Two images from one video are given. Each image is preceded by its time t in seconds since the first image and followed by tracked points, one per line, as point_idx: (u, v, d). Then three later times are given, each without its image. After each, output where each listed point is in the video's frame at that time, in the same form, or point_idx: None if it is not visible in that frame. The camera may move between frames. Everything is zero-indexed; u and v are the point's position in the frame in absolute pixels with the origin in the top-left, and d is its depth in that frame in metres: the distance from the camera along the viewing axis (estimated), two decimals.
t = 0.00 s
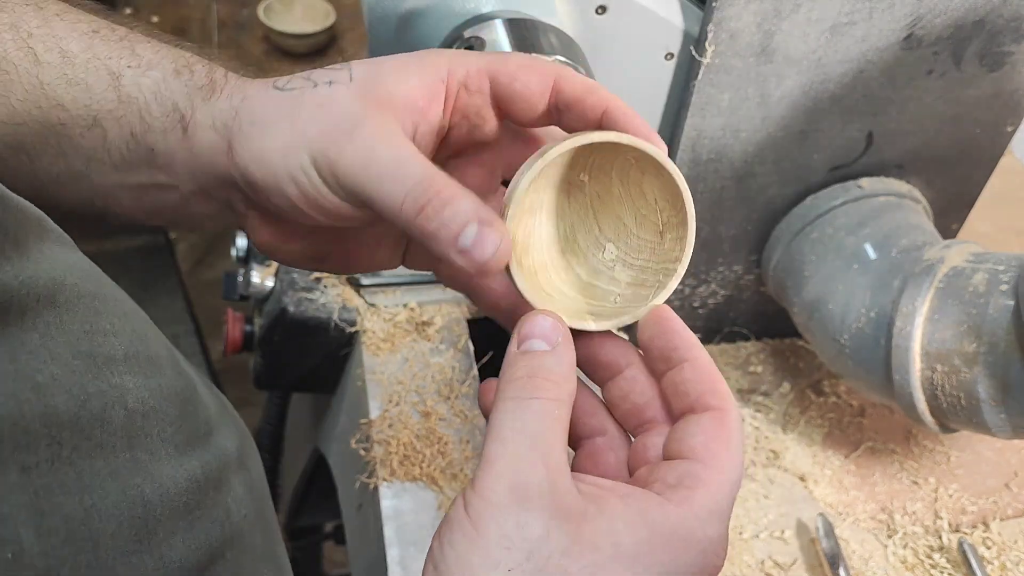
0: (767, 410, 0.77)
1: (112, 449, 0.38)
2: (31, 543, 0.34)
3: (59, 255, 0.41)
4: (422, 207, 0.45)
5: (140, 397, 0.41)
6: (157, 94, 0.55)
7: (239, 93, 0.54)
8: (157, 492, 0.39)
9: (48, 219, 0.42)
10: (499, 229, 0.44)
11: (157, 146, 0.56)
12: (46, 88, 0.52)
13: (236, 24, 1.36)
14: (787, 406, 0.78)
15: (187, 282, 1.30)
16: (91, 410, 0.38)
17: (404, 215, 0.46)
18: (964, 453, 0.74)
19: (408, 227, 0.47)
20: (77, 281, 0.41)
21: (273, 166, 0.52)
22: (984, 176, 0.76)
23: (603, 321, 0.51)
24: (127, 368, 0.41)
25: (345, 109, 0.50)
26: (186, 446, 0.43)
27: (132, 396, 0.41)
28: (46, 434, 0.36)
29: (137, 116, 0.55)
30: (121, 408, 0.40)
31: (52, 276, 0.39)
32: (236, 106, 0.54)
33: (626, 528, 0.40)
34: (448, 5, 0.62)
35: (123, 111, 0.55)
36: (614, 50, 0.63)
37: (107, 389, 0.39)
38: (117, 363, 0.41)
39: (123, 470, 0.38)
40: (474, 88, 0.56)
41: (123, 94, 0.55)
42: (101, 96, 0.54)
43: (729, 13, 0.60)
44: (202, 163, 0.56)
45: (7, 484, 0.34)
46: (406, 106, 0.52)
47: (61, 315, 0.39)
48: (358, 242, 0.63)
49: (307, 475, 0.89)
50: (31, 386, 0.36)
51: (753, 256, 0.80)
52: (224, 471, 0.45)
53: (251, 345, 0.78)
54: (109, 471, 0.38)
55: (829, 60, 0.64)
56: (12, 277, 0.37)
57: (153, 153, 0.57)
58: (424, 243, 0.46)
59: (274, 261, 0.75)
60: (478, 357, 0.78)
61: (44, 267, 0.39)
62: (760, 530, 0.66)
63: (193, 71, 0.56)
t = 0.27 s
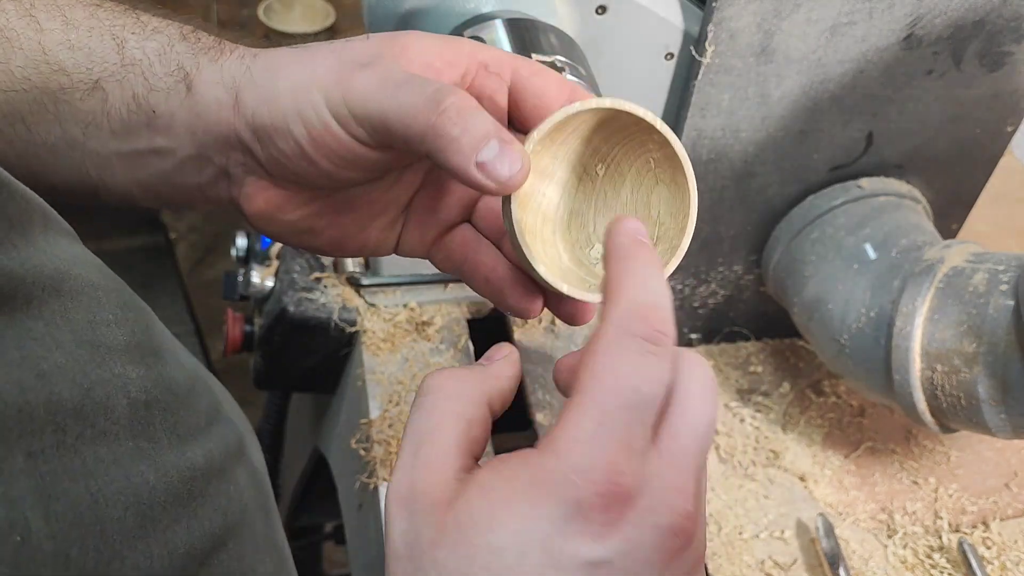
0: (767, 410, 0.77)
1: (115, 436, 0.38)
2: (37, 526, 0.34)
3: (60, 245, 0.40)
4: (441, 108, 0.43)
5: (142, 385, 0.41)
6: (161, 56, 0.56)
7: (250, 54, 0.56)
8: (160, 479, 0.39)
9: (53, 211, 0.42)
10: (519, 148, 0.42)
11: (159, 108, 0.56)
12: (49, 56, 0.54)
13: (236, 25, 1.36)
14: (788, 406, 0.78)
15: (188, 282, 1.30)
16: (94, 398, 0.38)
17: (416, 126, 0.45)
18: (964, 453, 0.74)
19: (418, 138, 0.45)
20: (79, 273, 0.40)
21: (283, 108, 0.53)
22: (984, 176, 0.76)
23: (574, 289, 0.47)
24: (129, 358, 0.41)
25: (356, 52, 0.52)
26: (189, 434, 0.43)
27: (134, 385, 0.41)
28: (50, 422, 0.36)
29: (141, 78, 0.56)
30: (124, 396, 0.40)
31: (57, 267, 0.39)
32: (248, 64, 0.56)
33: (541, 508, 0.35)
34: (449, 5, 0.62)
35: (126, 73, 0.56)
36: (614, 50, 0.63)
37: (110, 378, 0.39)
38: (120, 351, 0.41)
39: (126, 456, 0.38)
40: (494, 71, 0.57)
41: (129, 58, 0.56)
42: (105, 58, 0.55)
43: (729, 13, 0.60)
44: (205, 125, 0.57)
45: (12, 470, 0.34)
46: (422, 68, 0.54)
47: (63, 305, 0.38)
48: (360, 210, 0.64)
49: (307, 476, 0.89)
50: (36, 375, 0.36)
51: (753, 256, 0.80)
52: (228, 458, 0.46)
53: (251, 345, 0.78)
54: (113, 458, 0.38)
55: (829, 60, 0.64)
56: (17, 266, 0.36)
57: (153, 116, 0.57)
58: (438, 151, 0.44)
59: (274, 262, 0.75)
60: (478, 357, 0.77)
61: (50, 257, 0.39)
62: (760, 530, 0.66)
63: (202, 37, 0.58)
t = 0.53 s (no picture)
0: (767, 411, 0.77)
1: (116, 434, 0.38)
2: (38, 525, 0.34)
3: (62, 244, 0.40)
4: (428, 188, 0.44)
5: (144, 383, 0.41)
6: (155, 79, 0.55)
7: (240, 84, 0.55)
8: (161, 477, 0.39)
9: (53, 209, 0.42)
10: (505, 224, 0.42)
11: (154, 133, 0.56)
12: (45, 72, 0.52)
13: (236, 24, 1.36)
14: (788, 406, 0.78)
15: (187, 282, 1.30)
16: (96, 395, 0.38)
17: (405, 196, 0.46)
18: (964, 453, 0.74)
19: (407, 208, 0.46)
20: (79, 272, 0.41)
21: (276, 156, 0.53)
22: (984, 176, 0.76)
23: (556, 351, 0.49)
24: (132, 355, 0.41)
25: (350, 98, 0.51)
26: (191, 432, 0.43)
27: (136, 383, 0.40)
28: (52, 419, 0.35)
29: (134, 101, 0.55)
30: (125, 394, 0.39)
31: (57, 264, 0.39)
32: (238, 95, 0.54)
33: (500, 472, 0.41)
34: (449, 5, 0.62)
35: (120, 96, 0.54)
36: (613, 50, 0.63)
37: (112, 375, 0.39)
38: (122, 350, 0.41)
39: (127, 455, 0.38)
40: (482, 98, 0.57)
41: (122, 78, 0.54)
42: (99, 78, 0.54)
43: (729, 13, 0.60)
44: (201, 152, 0.56)
45: (13, 467, 0.34)
46: (413, 104, 0.54)
47: (64, 302, 0.39)
48: (354, 236, 0.65)
49: (307, 476, 0.89)
50: (39, 371, 0.36)
51: (753, 256, 0.80)
52: (229, 456, 0.46)
53: (251, 345, 0.78)
54: (113, 456, 0.37)
55: (829, 60, 0.64)
56: (16, 266, 0.36)
57: (149, 141, 0.56)
58: (423, 223, 0.45)
59: (274, 262, 0.75)
60: (477, 357, 0.77)
61: (49, 254, 0.39)
62: (760, 530, 0.66)
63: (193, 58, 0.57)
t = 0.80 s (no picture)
0: (767, 411, 0.77)
1: (113, 435, 0.38)
2: (37, 525, 0.33)
3: (61, 245, 0.40)
4: (430, 187, 0.44)
5: (141, 384, 0.41)
6: (177, 83, 0.55)
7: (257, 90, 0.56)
8: (158, 478, 0.39)
9: (50, 208, 0.42)
10: (507, 218, 0.42)
11: (173, 135, 0.56)
12: (67, 74, 0.52)
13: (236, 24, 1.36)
14: (788, 406, 0.78)
15: (188, 282, 1.30)
16: (95, 397, 0.38)
17: (412, 196, 0.46)
18: (964, 453, 0.74)
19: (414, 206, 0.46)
20: (80, 272, 0.41)
21: (290, 158, 0.53)
22: (984, 176, 0.76)
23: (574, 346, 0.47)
24: (129, 357, 0.41)
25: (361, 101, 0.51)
26: (185, 433, 0.43)
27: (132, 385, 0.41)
28: (51, 421, 0.35)
29: (156, 104, 0.55)
30: (122, 395, 0.39)
31: (55, 263, 0.39)
32: (254, 99, 0.55)
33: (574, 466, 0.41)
34: (450, 6, 0.63)
35: (142, 99, 0.55)
36: (613, 50, 0.63)
37: (110, 377, 0.39)
38: (120, 352, 0.41)
39: (124, 456, 0.38)
40: (489, 92, 0.57)
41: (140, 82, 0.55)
42: (122, 81, 0.54)
43: (729, 13, 0.60)
44: (218, 155, 0.57)
45: (12, 468, 0.33)
46: (423, 105, 0.54)
47: (64, 302, 0.38)
48: (365, 234, 0.65)
49: (307, 476, 0.89)
50: (38, 372, 0.35)
51: (753, 256, 0.80)
52: (224, 455, 0.46)
53: (251, 345, 0.78)
54: (110, 458, 0.37)
55: (830, 60, 0.64)
56: (17, 264, 0.36)
57: (169, 143, 0.57)
58: (427, 223, 0.46)
59: (274, 262, 0.75)
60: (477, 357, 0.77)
61: (47, 253, 0.39)
62: (760, 530, 0.66)
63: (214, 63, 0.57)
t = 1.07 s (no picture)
0: (767, 411, 0.77)
1: (108, 439, 0.38)
2: (32, 531, 0.34)
3: (51, 246, 0.40)
4: (429, 143, 0.43)
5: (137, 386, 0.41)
6: (153, 79, 0.55)
7: (237, 80, 0.56)
8: (157, 480, 0.38)
9: (42, 210, 0.41)
10: (514, 168, 0.42)
11: (152, 131, 0.56)
12: (41, 73, 0.52)
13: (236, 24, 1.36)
14: (788, 406, 0.78)
15: (188, 281, 1.30)
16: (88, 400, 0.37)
17: (410, 161, 0.45)
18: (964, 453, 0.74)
19: (412, 172, 0.45)
20: (69, 274, 0.40)
21: (279, 147, 0.54)
22: (984, 176, 0.76)
23: (565, 306, 0.46)
24: (124, 360, 0.41)
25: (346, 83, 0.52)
26: (186, 435, 0.43)
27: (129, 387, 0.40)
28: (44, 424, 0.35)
29: (132, 101, 0.55)
30: (117, 398, 0.39)
31: (40, 266, 0.38)
32: (236, 91, 0.55)
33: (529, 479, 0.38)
34: (450, 5, 0.62)
35: (118, 96, 0.55)
36: (613, 50, 0.63)
37: (105, 381, 0.39)
38: (113, 354, 0.40)
39: (120, 460, 0.38)
40: (477, 80, 0.57)
41: (117, 79, 0.55)
42: (98, 78, 0.54)
43: (729, 13, 0.60)
44: (199, 149, 0.57)
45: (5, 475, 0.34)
46: (410, 89, 0.55)
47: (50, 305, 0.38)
48: (356, 224, 0.64)
49: (307, 476, 0.89)
50: (29, 376, 0.35)
51: (753, 256, 0.80)
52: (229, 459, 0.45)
53: (251, 345, 0.78)
54: (105, 462, 0.37)
55: (830, 60, 0.64)
56: None
57: (147, 140, 0.57)
58: (429, 180, 0.44)
59: (275, 262, 0.75)
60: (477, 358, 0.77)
61: (36, 255, 0.38)
62: (760, 530, 0.66)
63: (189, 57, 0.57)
